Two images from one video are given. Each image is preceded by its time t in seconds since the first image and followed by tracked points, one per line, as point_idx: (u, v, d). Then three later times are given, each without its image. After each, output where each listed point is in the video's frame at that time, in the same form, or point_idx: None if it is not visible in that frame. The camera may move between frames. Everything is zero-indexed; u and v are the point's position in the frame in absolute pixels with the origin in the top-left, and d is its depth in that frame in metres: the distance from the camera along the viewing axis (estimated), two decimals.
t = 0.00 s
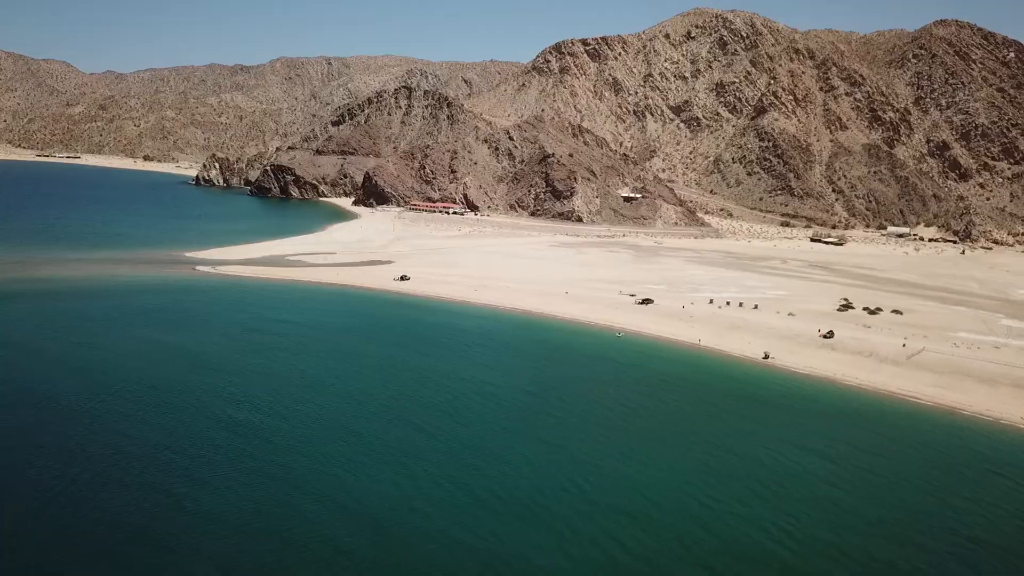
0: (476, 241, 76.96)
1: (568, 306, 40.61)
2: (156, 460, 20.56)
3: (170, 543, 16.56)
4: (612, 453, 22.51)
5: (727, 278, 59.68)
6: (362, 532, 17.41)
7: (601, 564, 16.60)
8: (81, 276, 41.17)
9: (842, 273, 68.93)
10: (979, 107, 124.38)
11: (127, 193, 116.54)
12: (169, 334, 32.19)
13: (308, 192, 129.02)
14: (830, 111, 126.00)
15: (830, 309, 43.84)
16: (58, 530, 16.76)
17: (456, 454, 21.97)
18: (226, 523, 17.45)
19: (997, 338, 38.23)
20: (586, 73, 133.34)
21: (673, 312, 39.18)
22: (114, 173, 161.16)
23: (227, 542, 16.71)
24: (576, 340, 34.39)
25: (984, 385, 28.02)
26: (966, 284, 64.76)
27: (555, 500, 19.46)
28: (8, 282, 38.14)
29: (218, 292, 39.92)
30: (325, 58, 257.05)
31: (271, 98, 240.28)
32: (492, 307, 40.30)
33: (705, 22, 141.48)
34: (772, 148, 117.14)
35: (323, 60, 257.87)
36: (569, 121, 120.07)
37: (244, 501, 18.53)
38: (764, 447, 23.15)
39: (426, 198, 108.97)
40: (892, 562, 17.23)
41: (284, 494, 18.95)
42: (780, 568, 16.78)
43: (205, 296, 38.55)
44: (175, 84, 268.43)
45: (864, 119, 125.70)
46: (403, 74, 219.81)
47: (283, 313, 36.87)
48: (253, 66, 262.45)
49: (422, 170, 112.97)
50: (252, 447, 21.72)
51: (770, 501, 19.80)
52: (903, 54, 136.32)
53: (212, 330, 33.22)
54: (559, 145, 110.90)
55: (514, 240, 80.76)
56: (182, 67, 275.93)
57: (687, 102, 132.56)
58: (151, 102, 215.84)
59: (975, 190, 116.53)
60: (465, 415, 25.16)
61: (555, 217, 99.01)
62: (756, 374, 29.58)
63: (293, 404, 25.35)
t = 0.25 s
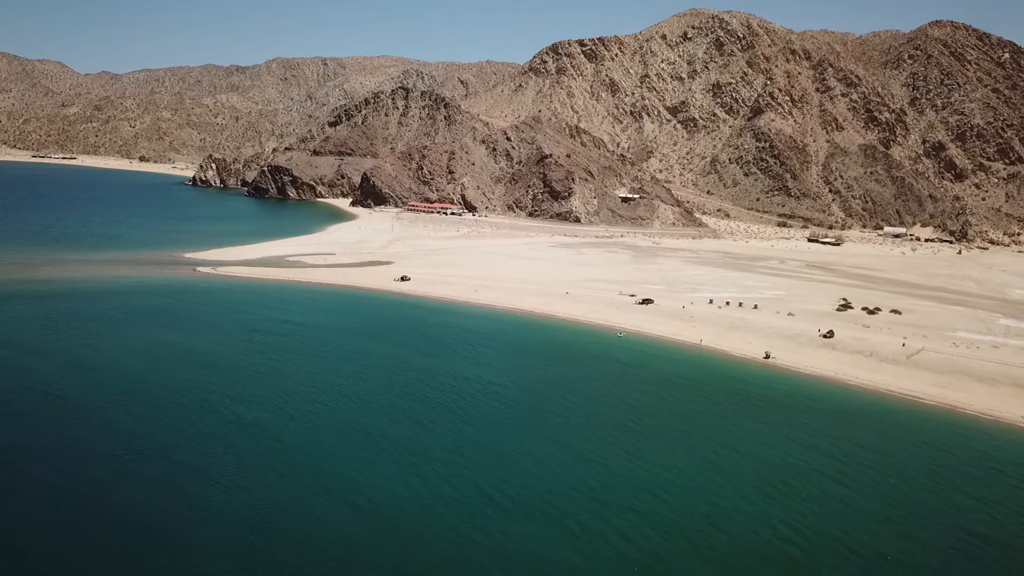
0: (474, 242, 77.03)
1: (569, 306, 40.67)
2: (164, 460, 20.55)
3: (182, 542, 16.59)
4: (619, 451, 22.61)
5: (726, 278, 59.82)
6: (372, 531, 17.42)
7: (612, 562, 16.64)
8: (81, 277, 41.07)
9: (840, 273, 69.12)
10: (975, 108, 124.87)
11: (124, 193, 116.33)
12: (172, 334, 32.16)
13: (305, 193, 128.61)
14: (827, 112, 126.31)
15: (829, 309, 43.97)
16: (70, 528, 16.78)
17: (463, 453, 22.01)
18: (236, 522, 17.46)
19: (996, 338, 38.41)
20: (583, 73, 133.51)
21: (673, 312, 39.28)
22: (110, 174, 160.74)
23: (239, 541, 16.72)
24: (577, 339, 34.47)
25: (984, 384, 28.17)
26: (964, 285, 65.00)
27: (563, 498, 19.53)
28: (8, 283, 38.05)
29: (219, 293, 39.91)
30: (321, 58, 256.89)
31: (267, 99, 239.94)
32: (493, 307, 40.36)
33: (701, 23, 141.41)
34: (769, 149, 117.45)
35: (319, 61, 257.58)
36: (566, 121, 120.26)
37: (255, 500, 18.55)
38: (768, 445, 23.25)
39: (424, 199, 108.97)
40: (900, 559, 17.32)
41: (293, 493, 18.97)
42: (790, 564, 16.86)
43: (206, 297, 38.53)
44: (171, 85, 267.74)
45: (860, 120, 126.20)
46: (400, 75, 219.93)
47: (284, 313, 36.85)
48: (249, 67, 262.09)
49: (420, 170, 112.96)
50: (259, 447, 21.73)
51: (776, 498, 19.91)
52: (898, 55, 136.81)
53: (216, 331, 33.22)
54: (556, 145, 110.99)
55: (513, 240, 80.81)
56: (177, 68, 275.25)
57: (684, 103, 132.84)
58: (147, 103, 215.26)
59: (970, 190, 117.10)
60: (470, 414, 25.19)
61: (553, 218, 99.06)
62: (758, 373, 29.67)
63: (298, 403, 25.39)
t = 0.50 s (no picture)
0: (473, 242, 77.06)
1: (569, 307, 40.68)
2: (170, 460, 20.48)
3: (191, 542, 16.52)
4: (625, 449, 22.66)
5: (725, 278, 59.93)
6: (382, 531, 17.37)
7: (622, 560, 16.66)
8: (80, 278, 40.90)
9: (838, 273, 69.28)
10: (970, 108, 125.30)
11: (120, 194, 116.05)
12: (174, 335, 32.10)
13: (303, 193, 128.38)
14: (823, 112, 126.74)
15: (828, 310, 44.09)
16: (77, 528, 16.69)
17: (469, 452, 22.01)
18: (245, 522, 17.41)
19: (995, 337, 38.56)
20: (580, 74, 133.66)
21: (674, 312, 39.33)
22: (106, 175, 160.30)
23: (248, 541, 16.65)
24: (579, 339, 34.51)
25: (984, 383, 28.30)
26: (961, 284, 65.23)
27: (571, 496, 19.53)
28: (7, 284, 37.86)
29: (220, 293, 39.83)
30: (317, 59, 256.77)
31: (263, 100, 239.59)
32: (494, 308, 40.40)
33: (697, 24, 141.28)
34: (766, 149, 117.72)
35: (315, 61, 257.34)
36: (563, 122, 120.38)
37: (264, 500, 18.52)
38: (773, 443, 23.33)
39: (422, 200, 108.91)
40: (908, 555, 17.40)
41: (301, 493, 18.94)
42: (801, 561, 16.90)
43: (207, 298, 38.46)
44: (166, 86, 266.99)
45: (856, 120, 126.64)
46: (396, 76, 219.96)
47: (286, 314, 36.81)
48: (245, 67, 261.70)
49: (417, 171, 112.90)
50: (266, 446, 21.69)
51: (784, 495, 19.98)
52: (894, 56, 137.27)
53: (218, 331, 33.16)
54: (554, 146, 111.05)
55: (511, 240, 80.85)
56: (172, 69, 274.52)
57: (681, 103, 133.06)
58: (143, 104, 214.69)
59: (966, 190, 117.52)
60: (474, 413, 25.20)
61: (551, 218, 99.16)
62: (760, 373, 29.78)
63: (303, 403, 25.38)
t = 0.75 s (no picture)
0: (471, 243, 77.11)
1: (570, 307, 40.73)
2: (176, 460, 20.46)
3: (200, 542, 16.51)
4: (630, 447, 22.74)
5: (724, 278, 60.07)
6: (390, 531, 17.37)
7: (632, 558, 16.70)
8: (79, 279, 40.77)
9: (835, 273, 69.49)
10: (966, 109, 125.75)
11: (116, 195, 115.71)
12: (177, 336, 32.15)
13: (300, 194, 128.33)
14: (819, 113, 127.00)
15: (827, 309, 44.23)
16: (86, 529, 16.67)
17: (475, 451, 22.05)
18: (254, 522, 17.40)
19: (994, 337, 38.74)
20: (576, 75, 133.76)
21: (674, 312, 39.43)
22: (102, 176, 159.94)
23: (258, 541, 16.65)
24: (580, 339, 34.61)
25: (984, 382, 28.47)
26: (959, 284, 65.45)
27: (577, 495, 19.58)
28: (7, 285, 37.80)
29: (221, 294, 39.80)
30: (312, 60, 256.50)
31: (259, 100, 239.23)
32: (494, 308, 40.46)
33: (694, 25, 141.70)
34: (762, 150, 117.99)
35: (311, 62, 256.95)
36: (561, 122, 120.43)
37: (271, 500, 18.51)
38: (777, 440, 23.45)
39: (420, 200, 108.82)
40: (915, 550, 17.54)
41: (308, 492, 18.95)
42: (810, 558, 17.01)
43: (209, 299, 38.43)
44: (162, 87, 266.40)
45: (852, 121, 127.04)
46: (392, 76, 219.82)
47: (288, 314, 36.83)
48: (241, 68, 261.23)
49: (415, 171, 112.83)
50: (271, 446, 21.71)
51: (790, 492, 20.09)
52: (890, 56, 137.57)
53: (219, 332, 33.12)
54: (552, 147, 111.11)
55: (510, 241, 80.91)
56: (168, 69, 273.76)
57: (678, 104, 133.15)
58: (139, 105, 214.15)
59: (963, 190, 118.03)
60: (478, 412, 25.26)
61: (549, 218, 99.22)
62: (761, 372, 29.96)
63: (307, 402, 25.42)
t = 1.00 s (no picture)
0: (470, 243, 77.12)
1: (570, 307, 40.82)
2: (182, 461, 20.42)
3: (209, 544, 16.47)
4: (634, 446, 22.82)
5: (722, 278, 60.21)
6: (398, 531, 17.36)
7: (640, 558, 16.72)
8: (79, 280, 40.63)
9: (833, 273, 69.68)
10: (962, 109, 126.20)
11: (113, 196, 115.37)
12: (179, 337, 32.09)
13: (297, 195, 128.19)
14: (816, 113, 127.28)
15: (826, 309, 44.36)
16: (94, 532, 16.61)
17: (480, 451, 22.08)
18: (262, 524, 17.35)
19: (992, 336, 38.92)
20: (573, 75, 133.86)
21: (674, 312, 39.52)
22: (98, 176, 159.45)
23: (266, 542, 16.62)
24: (581, 340, 34.65)
25: (984, 381, 28.60)
26: (957, 284, 65.65)
27: (583, 495, 19.61)
28: (7, 287, 37.71)
29: (222, 295, 39.77)
30: (308, 61, 256.27)
31: (255, 101, 238.93)
32: (495, 308, 40.54)
33: (691, 25, 141.97)
34: (759, 150, 118.32)
35: (307, 62, 256.64)
36: (558, 123, 120.55)
37: (278, 501, 18.47)
38: (781, 439, 23.54)
39: (417, 201, 108.76)
40: (921, 547, 17.65)
41: (315, 493, 18.91)
42: (817, 556, 17.09)
43: (209, 300, 38.40)
44: (157, 87, 265.72)
45: (849, 121, 127.41)
46: (389, 77, 219.84)
47: (289, 315, 36.78)
48: (237, 68, 260.83)
49: (413, 172, 112.81)
50: (276, 447, 21.70)
51: (796, 491, 20.17)
52: (886, 57, 137.91)
53: (221, 333, 33.07)
54: (549, 147, 111.21)
55: (508, 241, 80.94)
56: (164, 69, 273.09)
57: (675, 104, 133.34)
58: (134, 105, 213.53)
59: (958, 190, 118.48)
60: (481, 413, 25.30)
61: (547, 219, 99.28)
62: (763, 371, 30.04)
63: (310, 403, 25.45)
